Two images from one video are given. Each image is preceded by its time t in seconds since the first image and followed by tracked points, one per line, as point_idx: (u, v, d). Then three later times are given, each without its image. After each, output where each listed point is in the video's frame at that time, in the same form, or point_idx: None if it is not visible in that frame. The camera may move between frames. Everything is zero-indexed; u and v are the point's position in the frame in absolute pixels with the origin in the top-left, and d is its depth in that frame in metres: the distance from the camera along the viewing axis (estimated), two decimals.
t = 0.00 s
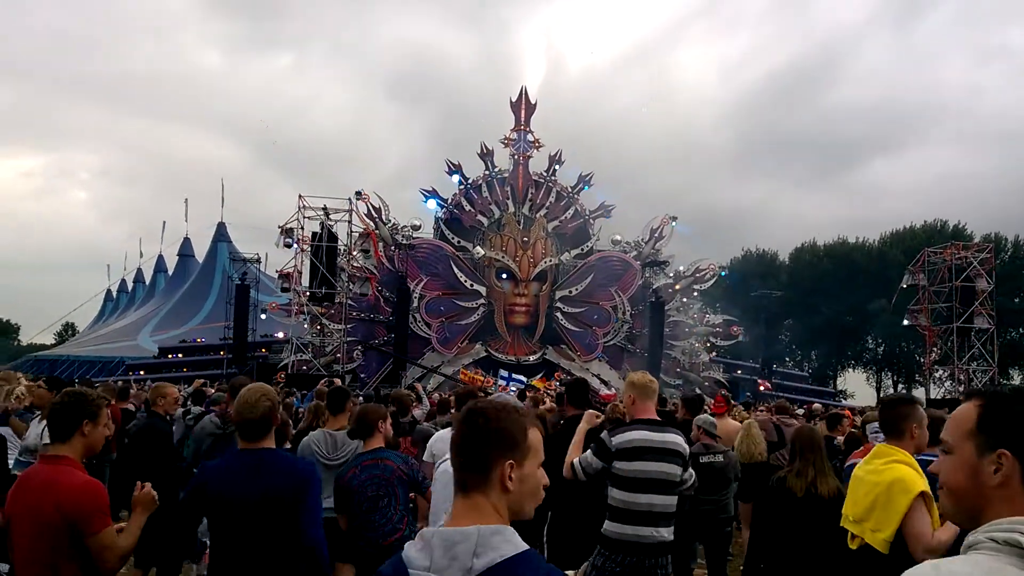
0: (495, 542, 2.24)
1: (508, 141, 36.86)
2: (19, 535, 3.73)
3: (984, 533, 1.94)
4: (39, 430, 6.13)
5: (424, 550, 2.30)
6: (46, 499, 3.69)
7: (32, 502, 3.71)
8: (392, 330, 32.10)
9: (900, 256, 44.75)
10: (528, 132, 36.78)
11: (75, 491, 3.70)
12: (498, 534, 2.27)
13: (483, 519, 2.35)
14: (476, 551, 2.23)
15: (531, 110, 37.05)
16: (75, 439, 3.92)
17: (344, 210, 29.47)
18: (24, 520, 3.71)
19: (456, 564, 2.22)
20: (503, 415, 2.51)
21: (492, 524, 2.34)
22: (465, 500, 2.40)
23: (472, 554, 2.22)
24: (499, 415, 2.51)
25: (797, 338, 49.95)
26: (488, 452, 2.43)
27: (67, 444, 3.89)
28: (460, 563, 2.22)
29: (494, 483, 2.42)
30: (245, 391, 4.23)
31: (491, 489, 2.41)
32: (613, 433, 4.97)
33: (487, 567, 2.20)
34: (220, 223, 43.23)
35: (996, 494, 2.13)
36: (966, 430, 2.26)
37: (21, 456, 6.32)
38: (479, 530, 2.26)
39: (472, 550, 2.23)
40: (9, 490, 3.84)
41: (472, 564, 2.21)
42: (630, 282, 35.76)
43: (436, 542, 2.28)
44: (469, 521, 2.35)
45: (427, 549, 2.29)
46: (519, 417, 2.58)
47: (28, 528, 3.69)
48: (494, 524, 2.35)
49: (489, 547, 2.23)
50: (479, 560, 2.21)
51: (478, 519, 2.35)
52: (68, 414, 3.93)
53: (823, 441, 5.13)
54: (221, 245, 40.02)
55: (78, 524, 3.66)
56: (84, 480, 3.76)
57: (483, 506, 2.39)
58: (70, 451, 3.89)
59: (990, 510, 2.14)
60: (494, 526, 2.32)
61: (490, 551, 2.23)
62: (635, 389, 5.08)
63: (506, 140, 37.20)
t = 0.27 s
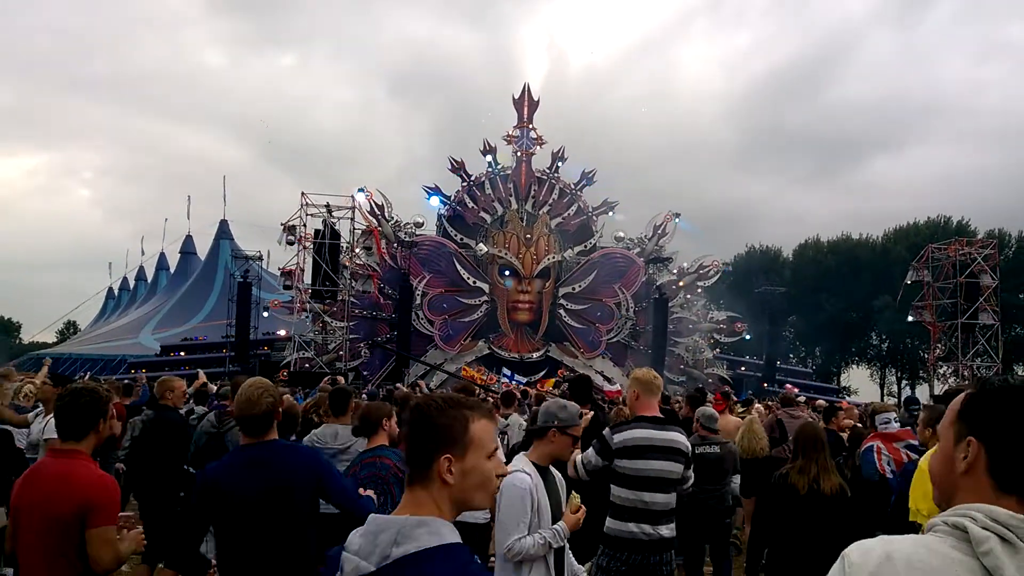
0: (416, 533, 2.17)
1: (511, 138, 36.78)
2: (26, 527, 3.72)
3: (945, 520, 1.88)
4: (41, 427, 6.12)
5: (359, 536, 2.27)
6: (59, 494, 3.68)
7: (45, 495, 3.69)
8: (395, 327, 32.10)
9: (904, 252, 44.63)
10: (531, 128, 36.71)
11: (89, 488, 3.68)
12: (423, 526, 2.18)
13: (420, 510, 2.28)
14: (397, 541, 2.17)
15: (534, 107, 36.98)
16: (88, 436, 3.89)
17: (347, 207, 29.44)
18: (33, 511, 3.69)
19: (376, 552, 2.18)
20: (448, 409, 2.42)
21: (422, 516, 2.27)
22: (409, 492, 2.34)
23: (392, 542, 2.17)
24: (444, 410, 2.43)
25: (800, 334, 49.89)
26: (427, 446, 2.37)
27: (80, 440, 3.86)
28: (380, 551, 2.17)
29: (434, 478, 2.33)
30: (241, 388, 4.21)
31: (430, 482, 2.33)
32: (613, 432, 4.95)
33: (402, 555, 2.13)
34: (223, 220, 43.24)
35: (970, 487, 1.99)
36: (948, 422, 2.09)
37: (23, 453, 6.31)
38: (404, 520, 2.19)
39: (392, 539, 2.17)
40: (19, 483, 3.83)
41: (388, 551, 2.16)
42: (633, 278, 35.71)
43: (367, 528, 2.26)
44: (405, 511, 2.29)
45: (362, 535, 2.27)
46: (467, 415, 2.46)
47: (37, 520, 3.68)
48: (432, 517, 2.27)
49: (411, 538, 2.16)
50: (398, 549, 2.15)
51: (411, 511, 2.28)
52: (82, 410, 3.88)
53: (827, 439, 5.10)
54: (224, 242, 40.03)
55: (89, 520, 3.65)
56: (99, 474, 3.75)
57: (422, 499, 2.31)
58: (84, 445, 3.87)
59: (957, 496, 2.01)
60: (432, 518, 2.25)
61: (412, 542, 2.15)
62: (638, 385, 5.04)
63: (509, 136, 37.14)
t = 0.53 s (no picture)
0: (358, 528, 2.19)
1: (515, 135, 36.78)
2: (34, 525, 3.75)
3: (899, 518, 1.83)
4: (47, 424, 6.17)
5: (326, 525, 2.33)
6: (71, 491, 3.71)
7: (54, 491, 3.73)
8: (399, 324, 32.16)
9: (909, 248, 44.54)
10: (535, 125, 36.70)
11: (102, 486, 3.73)
12: (365, 523, 2.19)
13: (382, 501, 2.24)
14: (344, 532, 2.22)
15: (538, 103, 36.97)
16: (96, 434, 3.92)
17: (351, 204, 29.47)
18: (43, 508, 3.72)
19: (329, 539, 2.25)
20: (407, 404, 2.27)
21: (374, 507, 2.24)
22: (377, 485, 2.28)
23: (339, 534, 2.22)
24: (401, 408, 2.28)
25: (805, 331, 49.86)
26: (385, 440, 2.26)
27: (91, 438, 3.89)
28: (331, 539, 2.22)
29: (394, 470, 2.24)
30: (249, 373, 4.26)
31: (391, 477, 2.24)
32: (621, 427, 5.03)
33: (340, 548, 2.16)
34: (229, 218, 43.36)
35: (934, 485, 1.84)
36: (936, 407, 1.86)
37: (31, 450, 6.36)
38: (352, 516, 2.22)
39: (337, 532, 2.22)
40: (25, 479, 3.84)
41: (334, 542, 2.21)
42: (637, 275, 35.69)
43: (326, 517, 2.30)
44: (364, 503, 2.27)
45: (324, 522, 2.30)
46: (436, 404, 2.31)
47: (48, 516, 3.71)
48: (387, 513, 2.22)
49: (354, 533, 2.19)
50: (342, 541, 2.20)
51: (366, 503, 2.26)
52: (93, 409, 3.92)
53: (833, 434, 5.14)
54: (229, 240, 40.14)
55: (99, 516, 3.69)
56: (109, 472, 3.79)
57: (385, 492, 2.25)
58: (93, 443, 3.90)
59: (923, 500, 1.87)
60: (389, 514, 2.21)
61: (356, 533, 2.18)
62: (642, 380, 5.07)
63: (513, 133, 37.13)
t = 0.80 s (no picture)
0: (335, 531, 2.15)
1: (519, 133, 36.76)
2: (41, 527, 3.74)
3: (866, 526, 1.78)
4: (50, 428, 6.15)
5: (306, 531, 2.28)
6: (81, 493, 3.70)
7: (62, 493, 3.72)
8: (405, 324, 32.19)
9: (915, 243, 44.38)
10: (539, 123, 36.68)
11: (111, 488, 3.72)
12: (340, 525, 2.15)
13: (361, 503, 2.21)
14: (320, 538, 2.17)
15: (542, 102, 36.93)
16: (103, 438, 3.90)
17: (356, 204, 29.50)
18: (50, 510, 3.71)
19: (307, 544, 2.18)
20: (387, 397, 2.27)
21: (352, 509, 2.21)
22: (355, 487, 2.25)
23: (315, 539, 2.17)
24: (378, 400, 2.28)
25: (812, 327, 49.72)
26: (364, 438, 2.24)
27: (98, 440, 3.88)
28: (309, 544, 2.18)
29: (371, 469, 2.22)
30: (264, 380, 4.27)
31: (370, 476, 2.22)
32: (624, 425, 5.03)
33: (321, 550, 2.12)
34: (234, 219, 43.49)
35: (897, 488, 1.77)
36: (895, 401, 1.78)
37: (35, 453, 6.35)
38: (327, 519, 2.18)
39: (316, 536, 2.17)
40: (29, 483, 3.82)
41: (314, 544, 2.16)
42: (643, 272, 35.64)
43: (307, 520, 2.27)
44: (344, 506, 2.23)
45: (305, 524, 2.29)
46: (414, 401, 2.28)
47: (55, 518, 3.71)
48: (368, 515, 2.18)
49: (328, 538, 2.15)
50: (318, 546, 2.15)
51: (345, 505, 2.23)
52: (100, 413, 3.90)
53: (841, 431, 5.09)
54: (235, 241, 40.24)
55: (105, 518, 3.68)
56: (114, 475, 3.77)
57: (364, 491, 2.22)
58: (99, 446, 3.89)
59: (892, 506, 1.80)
60: (369, 515, 2.18)
61: (331, 537, 2.14)
62: (643, 378, 5.05)
63: (517, 131, 37.10)
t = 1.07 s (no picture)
0: (337, 532, 2.12)
1: (518, 130, 36.75)
2: (51, 519, 3.75)
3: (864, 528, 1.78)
4: (50, 423, 6.14)
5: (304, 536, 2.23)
6: (85, 483, 3.71)
7: (70, 484, 3.72)
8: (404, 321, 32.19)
9: (914, 242, 44.43)
10: (538, 121, 36.66)
11: (115, 478, 3.73)
12: (343, 526, 2.13)
13: (362, 501, 2.20)
14: (320, 541, 2.14)
15: (541, 99, 36.91)
16: (108, 429, 3.91)
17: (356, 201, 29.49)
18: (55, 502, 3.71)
19: (308, 547, 2.16)
20: (388, 393, 2.28)
21: (353, 509, 2.20)
22: (354, 484, 2.25)
23: (315, 542, 2.15)
24: (380, 393, 2.29)
25: (810, 325, 49.76)
26: (368, 436, 2.24)
27: (102, 431, 3.88)
28: (308, 548, 2.15)
29: (374, 467, 2.22)
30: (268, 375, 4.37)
31: (372, 474, 2.22)
32: (615, 422, 5.02)
33: (323, 553, 2.09)
34: (233, 215, 43.43)
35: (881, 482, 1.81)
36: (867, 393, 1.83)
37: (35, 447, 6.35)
38: (328, 520, 2.16)
39: (316, 539, 2.14)
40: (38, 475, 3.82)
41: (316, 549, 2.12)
42: (642, 270, 35.78)
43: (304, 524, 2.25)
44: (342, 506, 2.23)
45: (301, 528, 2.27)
46: (414, 398, 2.30)
47: (62, 509, 3.71)
48: (371, 514, 2.17)
49: (330, 539, 2.12)
50: (319, 549, 2.12)
51: (347, 506, 2.21)
52: (102, 405, 3.91)
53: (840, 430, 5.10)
54: (233, 237, 40.24)
55: (113, 507, 3.69)
56: (121, 466, 3.78)
57: (367, 489, 2.21)
58: (105, 438, 3.90)
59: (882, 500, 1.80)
60: (372, 514, 2.16)
61: (331, 540, 2.11)
62: (637, 380, 5.07)
63: (517, 129, 37.08)
